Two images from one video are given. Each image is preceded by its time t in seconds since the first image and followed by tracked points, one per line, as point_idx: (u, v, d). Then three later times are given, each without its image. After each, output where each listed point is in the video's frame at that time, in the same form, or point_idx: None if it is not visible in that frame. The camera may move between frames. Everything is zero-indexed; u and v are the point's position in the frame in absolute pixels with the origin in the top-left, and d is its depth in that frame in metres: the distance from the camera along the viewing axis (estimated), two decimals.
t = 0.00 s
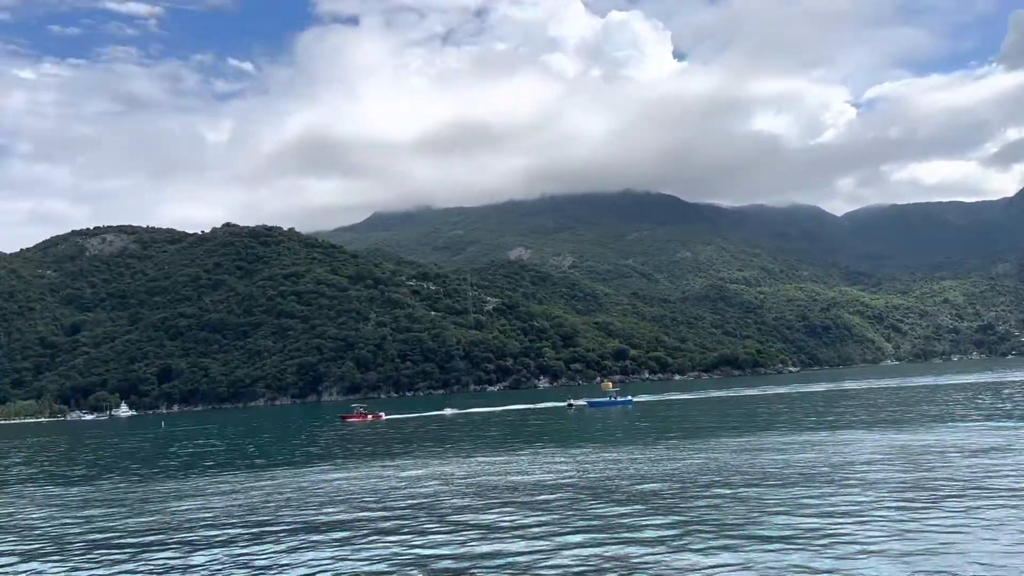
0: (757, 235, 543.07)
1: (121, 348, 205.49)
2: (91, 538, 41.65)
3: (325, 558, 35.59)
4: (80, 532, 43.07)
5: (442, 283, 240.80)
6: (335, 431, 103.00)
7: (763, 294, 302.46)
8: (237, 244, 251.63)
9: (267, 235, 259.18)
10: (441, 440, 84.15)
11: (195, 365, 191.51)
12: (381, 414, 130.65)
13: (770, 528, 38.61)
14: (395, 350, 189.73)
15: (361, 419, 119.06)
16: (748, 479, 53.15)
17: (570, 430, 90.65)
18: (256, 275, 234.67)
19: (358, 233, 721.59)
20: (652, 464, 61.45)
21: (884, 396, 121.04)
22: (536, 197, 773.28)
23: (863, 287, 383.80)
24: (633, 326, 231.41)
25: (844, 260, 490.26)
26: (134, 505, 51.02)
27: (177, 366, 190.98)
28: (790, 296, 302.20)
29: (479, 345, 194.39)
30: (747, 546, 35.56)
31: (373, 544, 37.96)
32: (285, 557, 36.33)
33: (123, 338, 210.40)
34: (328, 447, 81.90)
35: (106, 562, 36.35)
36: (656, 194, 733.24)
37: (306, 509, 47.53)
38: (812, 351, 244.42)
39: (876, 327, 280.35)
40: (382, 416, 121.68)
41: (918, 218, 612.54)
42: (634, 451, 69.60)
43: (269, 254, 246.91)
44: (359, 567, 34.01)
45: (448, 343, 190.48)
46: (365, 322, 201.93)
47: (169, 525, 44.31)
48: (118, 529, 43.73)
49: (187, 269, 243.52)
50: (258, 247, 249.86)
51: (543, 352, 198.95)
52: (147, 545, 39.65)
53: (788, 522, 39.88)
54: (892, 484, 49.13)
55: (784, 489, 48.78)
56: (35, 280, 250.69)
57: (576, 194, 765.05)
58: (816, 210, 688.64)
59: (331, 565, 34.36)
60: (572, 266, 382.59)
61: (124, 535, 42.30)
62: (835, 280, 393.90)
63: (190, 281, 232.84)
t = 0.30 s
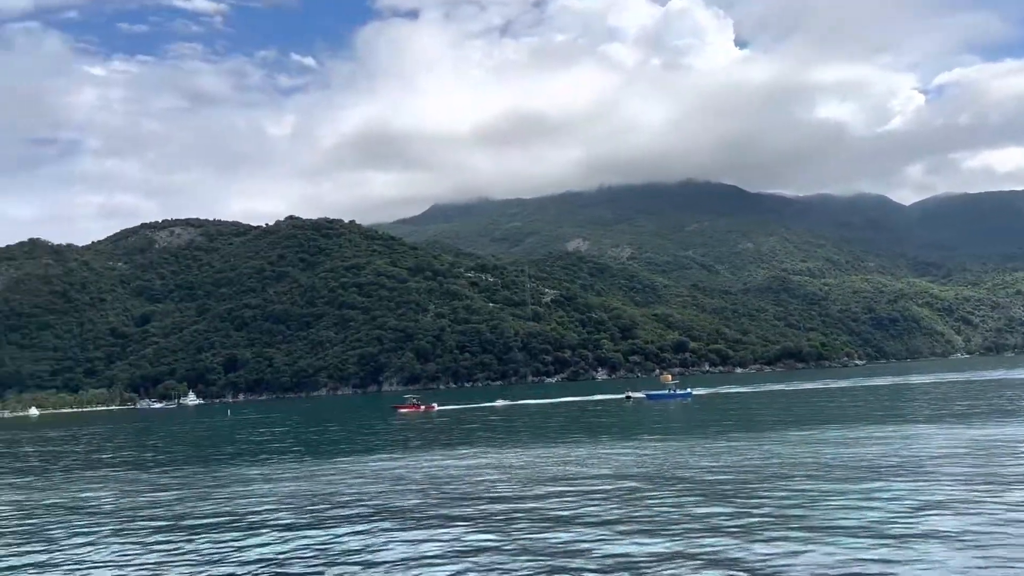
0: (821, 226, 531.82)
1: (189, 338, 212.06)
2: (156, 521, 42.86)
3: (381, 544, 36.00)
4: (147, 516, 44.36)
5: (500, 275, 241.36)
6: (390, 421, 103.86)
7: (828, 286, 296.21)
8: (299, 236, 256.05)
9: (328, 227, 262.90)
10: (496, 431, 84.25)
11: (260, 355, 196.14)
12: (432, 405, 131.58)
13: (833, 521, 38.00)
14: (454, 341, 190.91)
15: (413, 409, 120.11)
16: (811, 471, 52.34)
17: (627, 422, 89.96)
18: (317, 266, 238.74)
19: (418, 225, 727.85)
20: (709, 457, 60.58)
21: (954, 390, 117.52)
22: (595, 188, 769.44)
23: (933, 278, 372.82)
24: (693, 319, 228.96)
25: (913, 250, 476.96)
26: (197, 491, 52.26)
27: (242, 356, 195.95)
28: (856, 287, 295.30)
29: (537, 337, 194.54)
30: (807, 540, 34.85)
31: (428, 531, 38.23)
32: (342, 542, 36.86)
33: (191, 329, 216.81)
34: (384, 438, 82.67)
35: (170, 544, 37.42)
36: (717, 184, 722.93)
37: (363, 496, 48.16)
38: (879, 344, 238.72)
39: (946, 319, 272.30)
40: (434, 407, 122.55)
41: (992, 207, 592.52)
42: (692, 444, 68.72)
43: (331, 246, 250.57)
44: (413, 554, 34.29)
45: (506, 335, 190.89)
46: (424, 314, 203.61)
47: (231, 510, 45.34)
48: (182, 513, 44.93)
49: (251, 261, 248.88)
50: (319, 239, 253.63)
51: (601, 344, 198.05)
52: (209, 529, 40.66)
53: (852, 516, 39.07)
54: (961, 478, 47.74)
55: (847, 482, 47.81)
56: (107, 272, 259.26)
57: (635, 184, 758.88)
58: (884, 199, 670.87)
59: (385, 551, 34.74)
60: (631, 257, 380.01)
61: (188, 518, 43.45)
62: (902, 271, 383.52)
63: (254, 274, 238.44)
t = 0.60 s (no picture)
0: (880, 218, 520.18)
1: (247, 331, 217.10)
2: (212, 508, 44.05)
3: (433, 534, 36.44)
4: (206, 504, 45.55)
5: (551, 268, 241.28)
6: (437, 414, 104.69)
7: (887, 279, 289.88)
8: (353, 230, 259.18)
9: (382, 221, 265.48)
10: (544, 425, 84.33)
11: (315, 347, 199.91)
12: (475, 399, 132.43)
13: (895, 521, 36.69)
14: (506, 334, 191.58)
15: (458, 402, 120.70)
16: (872, 469, 50.94)
17: (678, 417, 89.35)
18: (371, 260, 241.49)
19: (470, 218, 730.80)
20: (762, 453, 59.68)
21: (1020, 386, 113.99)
22: (647, 180, 763.71)
23: (997, 271, 362.29)
24: (747, 312, 226.22)
25: (976, 242, 464.10)
26: (254, 480, 53.47)
27: (298, 348, 200.04)
28: (916, 280, 288.45)
29: (589, 330, 194.19)
30: (867, 538, 34.19)
31: (479, 523, 38.53)
32: (394, 531, 37.37)
33: (249, 321, 221.91)
34: (434, 430, 83.27)
35: (229, 531, 38.37)
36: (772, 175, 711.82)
37: (413, 489, 48.26)
38: (939, 338, 233.11)
39: (1010, 313, 264.56)
40: (479, 400, 122.88)
41: None
42: (745, 440, 67.90)
43: (384, 239, 253.04)
44: (465, 545, 34.55)
45: (558, 328, 190.84)
46: (476, 306, 204.53)
47: (287, 499, 46.36)
48: (235, 503, 45.55)
49: (307, 255, 253.02)
50: (373, 233, 256.24)
51: (653, 337, 196.81)
52: (264, 516, 41.61)
53: (915, 516, 37.70)
54: None
55: (910, 481, 46.33)
56: (168, 265, 266.17)
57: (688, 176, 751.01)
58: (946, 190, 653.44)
59: (432, 545, 34.63)
60: (683, 250, 376.40)
61: (245, 506, 44.48)
62: (965, 263, 373.41)
63: (309, 268, 242.73)
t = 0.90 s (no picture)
0: (933, 211, 508.85)
1: (295, 326, 221.05)
2: (257, 500, 45.04)
3: (470, 527, 36.83)
4: (251, 495, 46.56)
5: (595, 263, 240.35)
6: (477, 408, 105.30)
7: (939, 273, 283.63)
8: (398, 225, 260.95)
9: (426, 216, 266.60)
10: (586, 420, 84.29)
11: (361, 341, 202.69)
12: (513, 393, 132.93)
13: (950, 520, 36.00)
14: (550, 329, 191.43)
15: (497, 398, 121.03)
16: (925, 466, 50.14)
17: (721, 413, 88.62)
18: (416, 255, 243.10)
19: (514, 214, 730.97)
20: (807, 450, 58.91)
21: None
22: (693, 174, 756.50)
23: None
24: (795, 307, 223.33)
25: None
26: (298, 473, 54.47)
27: (344, 343, 203.11)
28: (970, 274, 281.86)
29: (634, 324, 193.30)
30: (911, 536, 33.63)
31: (517, 516, 38.79)
32: (432, 523, 37.86)
33: (296, 316, 225.72)
34: (476, 425, 83.75)
35: (272, 521, 39.24)
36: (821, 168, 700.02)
37: (458, 482, 48.65)
38: (994, 333, 227.57)
39: None
40: (517, 396, 123.10)
41: None
42: (790, 436, 67.06)
43: (429, 235, 253.99)
44: (501, 537, 34.86)
45: (602, 323, 190.04)
46: (520, 301, 204.51)
47: (329, 490, 47.18)
48: (283, 495, 46.44)
49: (353, 251, 255.89)
50: (417, 229, 257.83)
51: (698, 332, 194.99)
52: (306, 508, 42.42)
53: (969, 513, 37.03)
54: None
55: (965, 478, 45.44)
56: (218, 261, 271.46)
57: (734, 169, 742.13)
58: (1002, 182, 636.57)
59: (477, 537, 34.94)
60: (730, 244, 372.35)
61: (289, 497, 45.39)
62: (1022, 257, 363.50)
63: (356, 264, 245.72)
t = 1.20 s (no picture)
0: (980, 204, 498.19)
1: (334, 322, 223.63)
2: (292, 493, 45.28)
3: (503, 521, 36.59)
4: (286, 489, 46.83)
5: (633, 258, 239.01)
6: (511, 405, 105.09)
7: (987, 267, 277.44)
8: (435, 222, 261.83)
9: (464, 212, 266.73)
10: (621, 417, 83.75)
11: (399, 338, 204.17)
12: (545, 390, 132.64)
13: (995, 515, 35.40)
14: (587, 325, 190.56)
15: (530, 394, 121.31)
16: (972, 462, 49.29)
17: (762, 410, 87.53)
18: (453, 251, 243.87)
19: (551, 209, 730.01)
20: (847, 447, 57.72)
21: None
22: (733, 168, 748.55)
23: None
24: (837, 302, 220.22)
25: None
26: (333, 468, 54.70)
27: (383, 338, 204.75)
28: (1019, 268, 275.30)
29: (672, 320, 191.94)
30: (956, 535, 32.62)
31: (550, 511, 38.42)
32: (464, 517, 37.63)
33: (335, 312, 227.91)
34: (511, 421, 83.56)
35: (309, 514, 39.56)
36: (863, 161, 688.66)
37: (497, 475, 48.99)
38: None
39: None
40: (551, 391, 123.20)
41: None
42: (831, 434, 65.81)
43: (466, 231, 254.27)
44: (533, 532, 34.53)
45: (640, 319, 188.97)
46: (557, 298, 203.46)
47: (362, 485, 47.22)
48: (324, 487, 47.14)
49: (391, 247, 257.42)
50: (455, 225, 258.30)
51: (738, 328, 192.19)
52: (340, 502, 42.50)
53: (1015, 510, 36.34)
54: None
55: (1013, 475, 44.60)
56: (258, 258, 274.95)
57: (775, 162, 732.88)
58: None
59: (513, 528, 35.18)
60: (770, 238, 367.98)
61: (323, 491, 45.53)
62: None
63: (394, 261, 247.83)
